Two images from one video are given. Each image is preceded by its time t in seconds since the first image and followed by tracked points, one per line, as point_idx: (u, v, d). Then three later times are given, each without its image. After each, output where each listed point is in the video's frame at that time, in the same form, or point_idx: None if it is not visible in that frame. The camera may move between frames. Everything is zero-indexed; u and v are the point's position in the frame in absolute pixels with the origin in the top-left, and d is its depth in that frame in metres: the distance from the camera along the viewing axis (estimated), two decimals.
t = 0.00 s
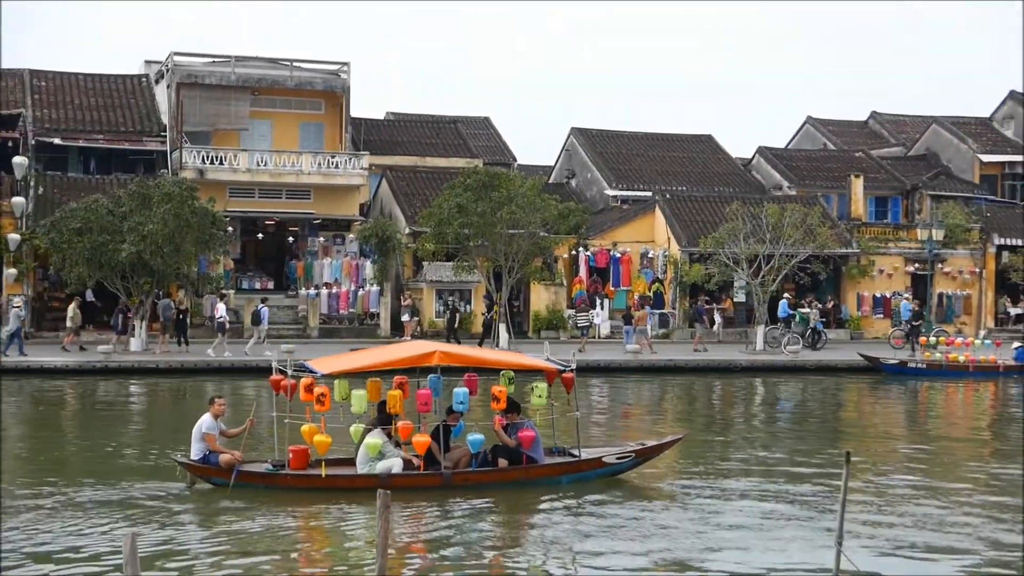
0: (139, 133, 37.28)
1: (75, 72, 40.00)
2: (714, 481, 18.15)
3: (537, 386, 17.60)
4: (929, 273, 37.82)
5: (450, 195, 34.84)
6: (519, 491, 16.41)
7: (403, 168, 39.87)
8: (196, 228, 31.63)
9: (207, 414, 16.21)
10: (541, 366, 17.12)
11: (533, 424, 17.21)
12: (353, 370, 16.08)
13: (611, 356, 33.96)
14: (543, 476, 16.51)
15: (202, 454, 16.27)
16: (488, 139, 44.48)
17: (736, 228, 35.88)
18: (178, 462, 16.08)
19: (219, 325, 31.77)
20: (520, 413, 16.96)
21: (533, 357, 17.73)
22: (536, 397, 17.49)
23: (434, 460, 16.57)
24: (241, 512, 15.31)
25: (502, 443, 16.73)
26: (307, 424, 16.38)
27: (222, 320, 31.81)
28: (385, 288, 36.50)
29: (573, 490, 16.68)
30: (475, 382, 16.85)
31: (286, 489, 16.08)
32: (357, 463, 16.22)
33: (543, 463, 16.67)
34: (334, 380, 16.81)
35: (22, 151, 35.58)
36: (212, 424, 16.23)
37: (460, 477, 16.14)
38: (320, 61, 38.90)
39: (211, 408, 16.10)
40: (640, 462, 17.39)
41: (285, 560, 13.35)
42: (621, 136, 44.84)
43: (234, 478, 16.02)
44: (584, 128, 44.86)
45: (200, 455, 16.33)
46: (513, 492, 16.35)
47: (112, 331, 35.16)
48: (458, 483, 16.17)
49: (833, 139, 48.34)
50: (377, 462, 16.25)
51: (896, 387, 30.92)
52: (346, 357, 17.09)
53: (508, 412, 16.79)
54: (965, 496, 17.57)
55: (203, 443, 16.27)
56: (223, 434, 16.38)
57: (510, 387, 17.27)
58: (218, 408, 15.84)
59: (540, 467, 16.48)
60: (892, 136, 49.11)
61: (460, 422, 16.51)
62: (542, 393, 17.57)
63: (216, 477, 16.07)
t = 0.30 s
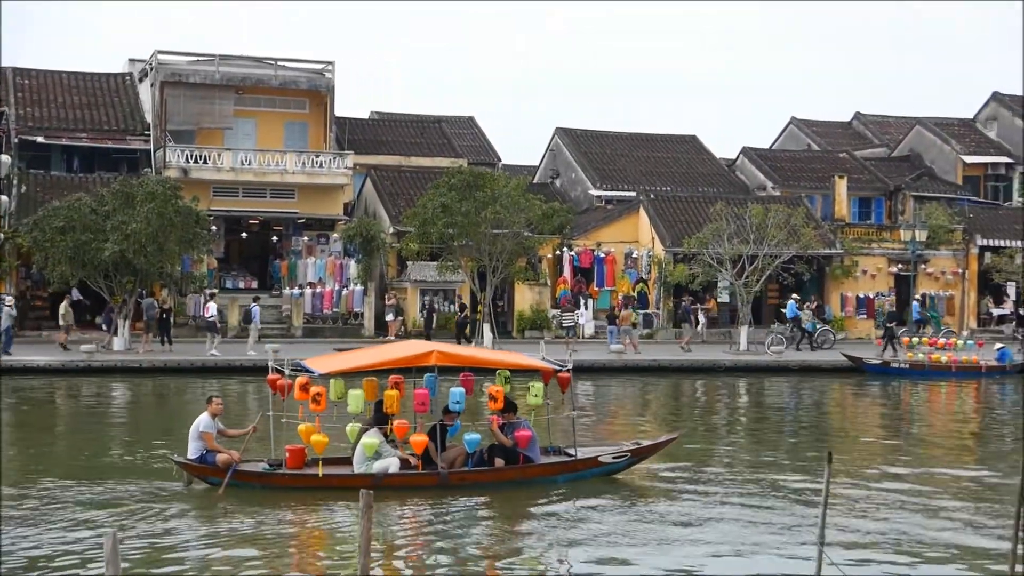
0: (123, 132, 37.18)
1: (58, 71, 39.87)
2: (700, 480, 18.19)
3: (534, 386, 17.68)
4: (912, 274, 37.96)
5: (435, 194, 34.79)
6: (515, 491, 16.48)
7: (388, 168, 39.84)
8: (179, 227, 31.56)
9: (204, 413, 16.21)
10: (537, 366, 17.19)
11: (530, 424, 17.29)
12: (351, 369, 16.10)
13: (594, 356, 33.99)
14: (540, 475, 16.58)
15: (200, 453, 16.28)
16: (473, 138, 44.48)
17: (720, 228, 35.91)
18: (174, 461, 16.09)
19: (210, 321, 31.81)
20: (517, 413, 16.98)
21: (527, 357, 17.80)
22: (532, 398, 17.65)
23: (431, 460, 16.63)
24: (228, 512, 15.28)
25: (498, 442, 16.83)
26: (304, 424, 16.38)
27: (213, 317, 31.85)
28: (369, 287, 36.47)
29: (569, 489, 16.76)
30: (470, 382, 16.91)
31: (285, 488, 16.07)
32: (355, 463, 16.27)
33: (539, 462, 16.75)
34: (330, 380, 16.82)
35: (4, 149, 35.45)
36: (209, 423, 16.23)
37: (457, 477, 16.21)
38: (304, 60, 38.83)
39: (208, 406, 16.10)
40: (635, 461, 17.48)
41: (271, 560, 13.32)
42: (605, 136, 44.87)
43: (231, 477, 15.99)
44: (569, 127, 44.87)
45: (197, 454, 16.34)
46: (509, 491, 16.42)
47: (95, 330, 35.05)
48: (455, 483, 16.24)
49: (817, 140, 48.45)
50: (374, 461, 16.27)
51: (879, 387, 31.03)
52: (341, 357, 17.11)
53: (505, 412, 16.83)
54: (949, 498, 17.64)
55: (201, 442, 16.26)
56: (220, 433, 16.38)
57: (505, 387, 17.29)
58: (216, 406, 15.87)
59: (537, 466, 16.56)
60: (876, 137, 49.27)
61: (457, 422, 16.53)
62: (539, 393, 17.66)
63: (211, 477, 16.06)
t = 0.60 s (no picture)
0: (105, 131, 37.11)
1: (40, 69, 39.77)
2: (685, 476, 18.21)
3: (530, 384, 17.71)
4: (893, 271, 38.11)
5: (418, 192, 34.67)
6: (512, 488, 16.50)
7: (370, 166, 39.80)
8: (161, 226, 31.48)
9: (201, 412, 16.17)
10: (532, 364, 17.19)
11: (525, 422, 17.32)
12: (347, 368, 16.10)
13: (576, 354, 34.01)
14: (536, 473, 16.61)
15: (196, 451, 16.26)
16: (456, 137, 44.49)
17: (702, 226, 35.95)
18: (170, 460, 16.09)
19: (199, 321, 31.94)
20: (513, 411, 17.11)
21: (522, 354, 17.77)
22: (528, 395, 17.66)
23: (427, 458, 16.65)
24: (215, 511, 15.25)
25: (493, 439, 16.82)
26: (298, 422, 16.36)
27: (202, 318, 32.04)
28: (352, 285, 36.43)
29: (565, 486, 16.79)
30: (465, 379, 16.89)
31: (282, 486, 16.08)
32: (352, 461, 16.29)
33: (535, 460, 16.77)
34: (326, 378, 16.86)
35: None
36: (205, 421, 16.14)
37: (453, 475, 16.22)
38: (286, 58, 38.77)
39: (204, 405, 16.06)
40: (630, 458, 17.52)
41: (257, 559, 13.29)
42: (588, 134, 44.90)
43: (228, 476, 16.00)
44: (552, 125, 44.87)
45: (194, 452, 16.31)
46: (505, 489, 16.43)
47: (78, 329, 34.95)
48: (451, 480, 16.25)
49: (799, 137, 48.55)
50: (370, 459, 16.30)
51: (861, 384, 31.13)
52: (336, 356, 17.13)
53: (501, 410, 16.86)
54: (934, 495, 17.69)
55: (197, 441, 16.20)
56: (216, 431, 16.31)
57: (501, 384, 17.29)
58: (211, 406, 15.80)
59: (533, 464, 16.59)
60: (857, 134, 49.41)
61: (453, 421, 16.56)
62: (535, 391, 17.68)
63: (208, 476, 16.04)
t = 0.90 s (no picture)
0: (89, 131, 37.00)
1: (24, 69, 39.64)
2: (676, 473, 18.20)
3: (530, 383, 17.70)
4: (879, 268, 38.23)
5: (405, 190, 34.65)
6: (511, 487, 16.50)
7: (356, 166, 39.75)
8: (146, 226, 31.38)
9: (201, 413, 16.20)
10: (533, 364, 17.15)
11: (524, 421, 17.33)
12: (347, 369, 16.08)
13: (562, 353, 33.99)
14: (536, 472, 16.61)
15: (196, 452, 16.27)
16: (442, 136, 44.48)
17: (689, 224, 35.99)
18: (171, 461, 16.10)
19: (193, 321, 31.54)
20: (513, 411, 17.13)
21: (521, 353, 17.75)
22: (529, 394, 17.63)
23: (427, 457, 16.65)
24: (206, 513, 15.21)
25: (493, 439, 16.81)
26: (299, 421, 16.33)
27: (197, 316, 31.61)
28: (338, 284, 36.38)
29: (564, 485, 16.79)
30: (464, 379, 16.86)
31: (283, 486, 16.10)
32: (352, 461, 16.29)
33: (535, 459, 16.77)
34: (326, 377, 16.86)
35: None
36: (205, 422, 16.16)
37: (453, 474, 16.22)
38: (271, 57, 38.70)
39: (205, 406, 16.12)
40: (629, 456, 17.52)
41: (247, 562, 13.25)
42: (574, 132, 44.90)
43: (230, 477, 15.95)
44: (537, 124, 44.85)
45: (194, 453, 16.31)
46: (504, 488, 16.44)
47: (63, 331, 34.84)
48: (451, 480, 16.26)
49: (784, 135, 48.63)
50: (371, 459, 16.28)
51: (847, 381, 31.20)
52: (336, 356, 17.10)
53: (501, 410, 16.83)
54: (926, 491, 17.73)
55: (197, 442, 16.22)
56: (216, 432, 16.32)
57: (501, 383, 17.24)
58: (211, 406, 15.83)
59: (534, 463, 16.59)
60: (843, 132, 49.52)
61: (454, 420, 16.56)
62: (535, 389, 17.66)
63: (209, 476, 16.03)
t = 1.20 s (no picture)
0: (74, 133, 36.93)
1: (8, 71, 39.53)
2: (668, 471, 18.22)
3: (530, 383, 17.72)
4: (864, 267, 38.34)
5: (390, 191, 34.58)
6: (512, 488, 16.52)
7: (342, 167, 39.72)
8: (132, 228, 31.29)
9: (201, 414, 16.27)
10: (533, 365, 17.16)
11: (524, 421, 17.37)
12: (348, 369, 16.09)
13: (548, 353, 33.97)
14: (536, 473, 16.64)
15: (197, 453, 16.34)
16: (428, 136, 44.48)
17: (675, 224, 36.02)
18: (173, 463, 16.18)
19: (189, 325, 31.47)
20: (513, 411, 17.18)
21: (521, 354, 17.78)
22: (529, 395, 17.66)
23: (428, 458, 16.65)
24: (197, 515, 15.17)
25: (494, 439, 16.83)
26: (299, 422, 16.42)
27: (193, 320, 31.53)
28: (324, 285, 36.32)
29: (563, 485, 16.80)
30: (464, 379, 16.88)
31: (284, 487, 16.13)
32: (353, 461, 16.25)
33: (535, 460, 16.79)
34: (326, 378, 16.87)
35: None
36: (206, 423, 16.25)
37: (454, 475, 16.23)
38: (256, 58, 38.65)
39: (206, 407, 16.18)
40: (627, 456, 17.57)
41: (239, 563, 13.21)
42: (560, 132, 44.91)
43: (233, 478, 15.99)
44: (523, 124, 44.85)
45: (195, 455, 16.38)
46: (505, 489, 16.45)
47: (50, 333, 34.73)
48: (452, 481, 16.26)
49: (770, 134, 48.72)
50: (372, 459, 16.29)
51: (833, 380, 31.26)
52: (336, 356, 17.12)
53: (502, 411, 16.82)
54: (918, 489, 17.75)
55: (198, 443, 16.31)
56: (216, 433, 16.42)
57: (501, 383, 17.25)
58: (213, 407, 15.93)
59: (534, 463, 16.61)
60: (828, 131, 49.63)
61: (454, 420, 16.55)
62: (534, 390, 17.69)
63: (212, 477, 16.10)
